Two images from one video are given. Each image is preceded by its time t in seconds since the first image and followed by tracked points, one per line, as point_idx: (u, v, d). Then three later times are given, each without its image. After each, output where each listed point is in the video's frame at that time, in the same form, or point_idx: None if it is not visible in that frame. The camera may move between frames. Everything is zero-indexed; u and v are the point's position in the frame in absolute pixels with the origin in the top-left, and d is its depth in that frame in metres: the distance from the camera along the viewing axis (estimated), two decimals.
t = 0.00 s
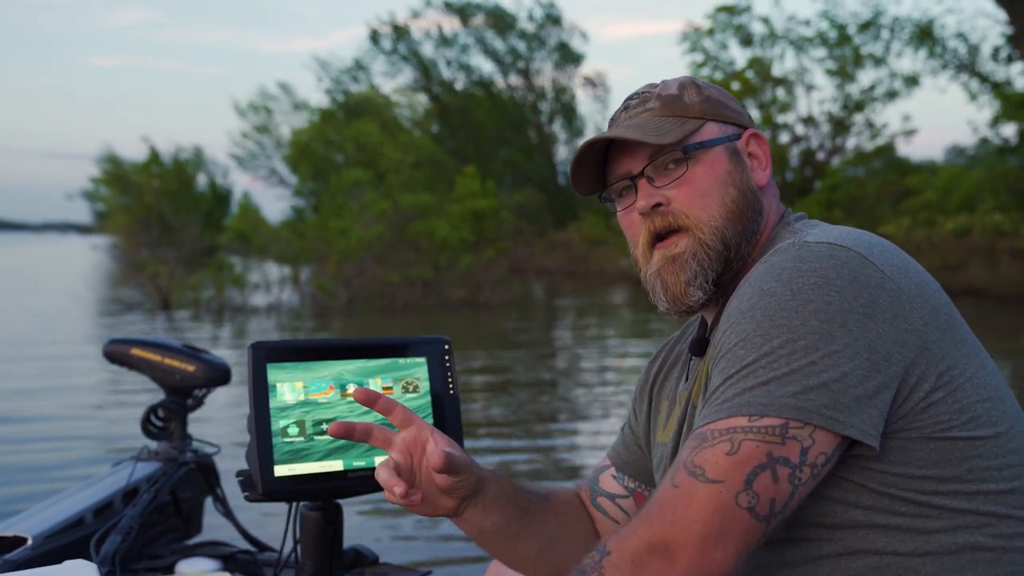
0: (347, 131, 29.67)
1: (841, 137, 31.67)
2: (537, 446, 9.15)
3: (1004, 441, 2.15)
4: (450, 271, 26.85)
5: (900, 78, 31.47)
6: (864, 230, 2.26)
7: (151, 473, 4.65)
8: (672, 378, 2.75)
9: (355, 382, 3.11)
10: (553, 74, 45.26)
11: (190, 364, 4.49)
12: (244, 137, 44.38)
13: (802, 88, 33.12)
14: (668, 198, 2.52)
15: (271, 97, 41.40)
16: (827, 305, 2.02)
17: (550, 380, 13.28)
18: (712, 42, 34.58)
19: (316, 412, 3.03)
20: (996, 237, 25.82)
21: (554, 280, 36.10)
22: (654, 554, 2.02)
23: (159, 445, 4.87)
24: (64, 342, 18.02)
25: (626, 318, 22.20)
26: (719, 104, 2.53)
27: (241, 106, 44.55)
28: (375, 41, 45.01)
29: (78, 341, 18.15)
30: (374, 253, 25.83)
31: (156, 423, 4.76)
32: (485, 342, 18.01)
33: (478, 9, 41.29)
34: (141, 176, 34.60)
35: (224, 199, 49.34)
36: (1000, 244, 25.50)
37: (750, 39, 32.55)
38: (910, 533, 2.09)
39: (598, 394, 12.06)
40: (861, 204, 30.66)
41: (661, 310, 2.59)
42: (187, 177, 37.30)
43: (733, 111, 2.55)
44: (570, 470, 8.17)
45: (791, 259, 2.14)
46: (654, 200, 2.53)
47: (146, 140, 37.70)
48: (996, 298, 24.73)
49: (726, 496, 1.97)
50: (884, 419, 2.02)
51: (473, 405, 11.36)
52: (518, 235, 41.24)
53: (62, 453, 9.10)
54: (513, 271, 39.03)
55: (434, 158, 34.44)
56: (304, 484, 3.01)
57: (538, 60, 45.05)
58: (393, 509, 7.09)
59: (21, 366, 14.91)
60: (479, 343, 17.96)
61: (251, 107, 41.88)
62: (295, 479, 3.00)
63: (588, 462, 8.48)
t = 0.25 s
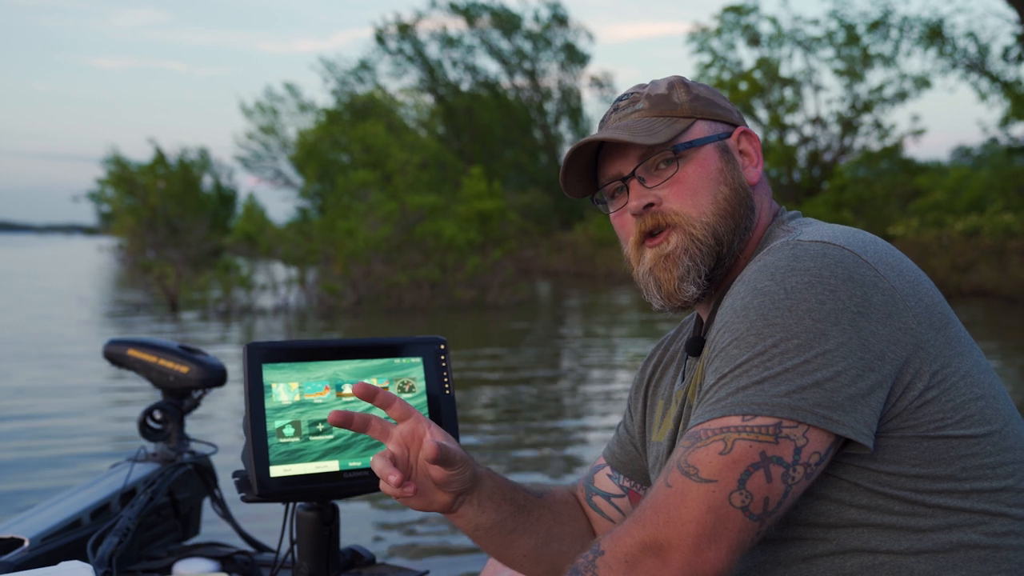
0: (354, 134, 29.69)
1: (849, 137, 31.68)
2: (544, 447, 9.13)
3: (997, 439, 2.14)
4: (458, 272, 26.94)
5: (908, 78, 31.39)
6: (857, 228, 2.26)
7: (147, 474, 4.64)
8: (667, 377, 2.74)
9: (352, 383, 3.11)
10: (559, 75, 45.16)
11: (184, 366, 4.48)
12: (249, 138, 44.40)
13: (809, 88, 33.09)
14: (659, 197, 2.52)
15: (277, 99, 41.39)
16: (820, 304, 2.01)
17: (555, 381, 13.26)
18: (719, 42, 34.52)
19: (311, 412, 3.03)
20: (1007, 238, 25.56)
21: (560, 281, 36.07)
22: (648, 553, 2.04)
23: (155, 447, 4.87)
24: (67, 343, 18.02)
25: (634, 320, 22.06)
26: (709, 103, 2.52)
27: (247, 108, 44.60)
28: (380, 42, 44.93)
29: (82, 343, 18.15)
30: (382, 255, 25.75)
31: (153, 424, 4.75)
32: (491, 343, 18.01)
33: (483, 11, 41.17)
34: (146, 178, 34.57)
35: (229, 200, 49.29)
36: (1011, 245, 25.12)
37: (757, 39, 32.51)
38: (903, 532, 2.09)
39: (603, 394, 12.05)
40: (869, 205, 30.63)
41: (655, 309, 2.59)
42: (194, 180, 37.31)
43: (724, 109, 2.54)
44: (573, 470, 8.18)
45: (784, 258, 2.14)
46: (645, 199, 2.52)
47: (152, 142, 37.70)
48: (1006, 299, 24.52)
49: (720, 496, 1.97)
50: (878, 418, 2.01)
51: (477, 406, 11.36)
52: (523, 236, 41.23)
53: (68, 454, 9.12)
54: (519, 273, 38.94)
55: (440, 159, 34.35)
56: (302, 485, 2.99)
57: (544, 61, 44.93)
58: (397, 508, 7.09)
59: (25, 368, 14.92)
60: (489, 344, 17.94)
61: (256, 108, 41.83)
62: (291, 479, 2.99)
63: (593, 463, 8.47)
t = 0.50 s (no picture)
0: (361, 135, 29.68)
1: (857, 137, 31.67)
2: (549, 448, 9.13)
3: (994, 438, 2.14)
4: (465, 274, 26.74)
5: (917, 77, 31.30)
6: (854, 228, 2.26)
7: (147, 476, 4.65)
8: (665, 377, 2.75)
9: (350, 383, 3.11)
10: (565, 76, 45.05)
11: (180, 367, 4.48)
12: (254, 140, 44.36)
13: (817, 88, 33.02)
14: (653, 196, 2.52)
15: (283, 100, 41.38)
16: (816, 303, 2.02)
17: (560, 382, 13.24)
18: (726, 42, 34.45)
19: (310, 413, 3.03)
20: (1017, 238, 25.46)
21: (568, 282, 35.99)
22: (646, 553, 2.05)
23: (155, 448, 4.87)
24: (72, 345, 18.04)
25: (643, 321, 21.96)
26: (703, 102, 2.53)
27: (253, 109, 44.61)
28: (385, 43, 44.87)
29: (87, 345, 18.15)
30: (388, 256, 25.70)
31: (153, 426, 4.76)
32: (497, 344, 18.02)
33: (489, 11, 41.09)
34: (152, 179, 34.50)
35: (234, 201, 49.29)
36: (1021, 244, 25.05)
37: (765, 39, 32.46)
38: (901, 531, 2.09)
39: (607, 395, 12.03)
40: (877, 204, 30.63)
41: (650, 308, 2.60)
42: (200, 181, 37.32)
43: (717, 108, 2.55)
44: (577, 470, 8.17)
45: (781, 257, 2.14)
46: (639, 199, 2.53)
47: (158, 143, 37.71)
48: (1016, 299, 24.40)
49: (718, 496, 1.97)
50: (875, 418, 2.02)
51: (481, 407, 11.36)
52: (530, 237, 41.21)
53: (74, 455, 9.13)
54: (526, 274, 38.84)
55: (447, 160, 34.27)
56: (300, 485, 2.99)
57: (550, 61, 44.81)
58: (400, 509, 7.09)
59: (29, 370, 14.93)
60: (498, 345, 17.94)
61: (261, 110, 41.78)
62: (289, 480, 2.99)
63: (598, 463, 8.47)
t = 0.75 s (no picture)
0: (368, 135, 29.63)
1: (866, 137, 31.62)
2: (554, 448, 9.13)
3: (995, 439, 2.14)
4: (474, 274, 26.77)
5: (926, 78, 31.30)
6: (854, 229, 2.26)
7: (147, 477, 4.65)
8: (666, 379, 2.75)
9: (350, 386, 3.11)
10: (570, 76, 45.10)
11: (180, 369, 4.48)
12: (259, 141, 44.38)
13: (825, 88, 33.03)
14: (651, 202, 2.52)
15: (289, 101, 41.33)
16: (818, 305, 2.02)
17: (565, 383, 13.25)
18: (734, 42, 34.44)
19: (310, 415, 3.03)
20: None
21: (574, 283, 36.01)
22: (647, 555, 2.05)
23: (155, 450, 4.87)
24: (77, 346, 18.05)
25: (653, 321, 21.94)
26: (702, 105, 2.52)
27: (258, 110, 44.57)
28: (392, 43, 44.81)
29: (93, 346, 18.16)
30: (397, 257, 25.76)
31: (153, 427, 4.76)
32: (505, 345, 18.02)
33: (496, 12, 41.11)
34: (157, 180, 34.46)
35: (239, 202, 49.33)
36: None
37: (772, 38, 32.46)
38: (903, 533, 2.09)
39: (612, 395, 12.03)
40: (886, 205, 30.64)
41: (650, 313, 2.60)
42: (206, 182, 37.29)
43: (718, 111, 2.54)
44: (582, 471, 8.17)
45: (782, 259, 2.14)
46: (637, 205, 2.53)
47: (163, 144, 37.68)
48: None
49: (719, 498, 1.97)
50: (876, 419, 2.01)
51: (486, 408, 11.35)
52: (537, 238, 41.16)
53: (78, 456, 9.15)
54: (534, 275, 38.84)
55: (454, 160, 34.29)
56: (301, 488, 2.99)
57: (556, 62, 44.80)
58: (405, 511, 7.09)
59: (32, 372, 14.92)
60: (507, 347, 17.93)
61: (267, 111, 41.83)
62: (290, 482, 2.99)
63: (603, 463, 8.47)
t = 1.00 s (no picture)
0: (375, 136, 29.59)
1: (874, 137, 31.58)
2: (559, 449, 9.12)
3: (995, 439, 2.14)
4: (482, 275, 26.73)
5: (936, 77, 31.23)
6: (855, 229, 2.26)
7: (147, 477, 4.65)
8: (666, 379, 2.74)
9: (350, 385, 3.11)
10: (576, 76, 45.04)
11: (180, 368, 4.48)
12: (265, 141, 44.38)
13: (834, 88, 32.96)
14: (649, 202, 2.52)
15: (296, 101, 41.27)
16: (818, 304, 2.02)
17: (571, 383, 13.24)
18: (743, 42, 34.37)
19: (310, 415, 3.04)
20: None
21: (581, 284, 35.98)
22: (647, 554, 2.04)
23: (155, 449, 4.86)
24: (82, 347, 18.05)
25: (661, 322, 21.88)
26: (703, 104, 2.51)
27: (264, 110, 44.57)
28: (399, 43, 44.74)
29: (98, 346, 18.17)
30: (405, 257, 25.79)
31: (152, 428, 4.76)
32: (512, 346, 17.99)
33: (502, 12, 41.06)
34: (164, 181, 34.48)
35: (245, 203, 49.35)
36: None
37: (781, 38, 32.39)
38: (904, 533, 2.09)
39: (618, 396, 12.01)
40: (895, 205, 30.57)
41: (646, 313, 2.60)
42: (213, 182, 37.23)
43: (719, 110, 2.53)
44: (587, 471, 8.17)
45: (782, 258, 2.14)
46: (634, 204, 2.53)
47: (169, 144, 37.64)
48: None
49: (719, 497, 1.97)
50: (877, 419, 2.01)
51: (490, 409, 11.34)
52: (543, 237, 41.08)
53: (82, 456, 9.15)
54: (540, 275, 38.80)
55: (462, 160, 34.24)
56: (301, 487, 3.00)
57: (563, 62, 44.71)
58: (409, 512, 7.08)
59: (35, 372, 14.91)
60: (516, 347, 17.90)
61: (274, 111, 41.83)
62: (290, 482, 2.98)
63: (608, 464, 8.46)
